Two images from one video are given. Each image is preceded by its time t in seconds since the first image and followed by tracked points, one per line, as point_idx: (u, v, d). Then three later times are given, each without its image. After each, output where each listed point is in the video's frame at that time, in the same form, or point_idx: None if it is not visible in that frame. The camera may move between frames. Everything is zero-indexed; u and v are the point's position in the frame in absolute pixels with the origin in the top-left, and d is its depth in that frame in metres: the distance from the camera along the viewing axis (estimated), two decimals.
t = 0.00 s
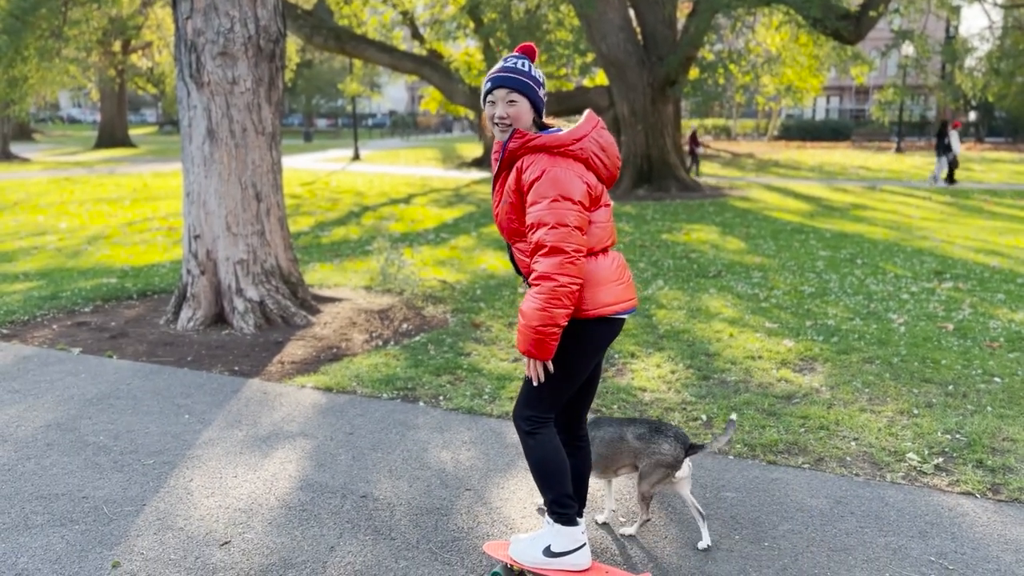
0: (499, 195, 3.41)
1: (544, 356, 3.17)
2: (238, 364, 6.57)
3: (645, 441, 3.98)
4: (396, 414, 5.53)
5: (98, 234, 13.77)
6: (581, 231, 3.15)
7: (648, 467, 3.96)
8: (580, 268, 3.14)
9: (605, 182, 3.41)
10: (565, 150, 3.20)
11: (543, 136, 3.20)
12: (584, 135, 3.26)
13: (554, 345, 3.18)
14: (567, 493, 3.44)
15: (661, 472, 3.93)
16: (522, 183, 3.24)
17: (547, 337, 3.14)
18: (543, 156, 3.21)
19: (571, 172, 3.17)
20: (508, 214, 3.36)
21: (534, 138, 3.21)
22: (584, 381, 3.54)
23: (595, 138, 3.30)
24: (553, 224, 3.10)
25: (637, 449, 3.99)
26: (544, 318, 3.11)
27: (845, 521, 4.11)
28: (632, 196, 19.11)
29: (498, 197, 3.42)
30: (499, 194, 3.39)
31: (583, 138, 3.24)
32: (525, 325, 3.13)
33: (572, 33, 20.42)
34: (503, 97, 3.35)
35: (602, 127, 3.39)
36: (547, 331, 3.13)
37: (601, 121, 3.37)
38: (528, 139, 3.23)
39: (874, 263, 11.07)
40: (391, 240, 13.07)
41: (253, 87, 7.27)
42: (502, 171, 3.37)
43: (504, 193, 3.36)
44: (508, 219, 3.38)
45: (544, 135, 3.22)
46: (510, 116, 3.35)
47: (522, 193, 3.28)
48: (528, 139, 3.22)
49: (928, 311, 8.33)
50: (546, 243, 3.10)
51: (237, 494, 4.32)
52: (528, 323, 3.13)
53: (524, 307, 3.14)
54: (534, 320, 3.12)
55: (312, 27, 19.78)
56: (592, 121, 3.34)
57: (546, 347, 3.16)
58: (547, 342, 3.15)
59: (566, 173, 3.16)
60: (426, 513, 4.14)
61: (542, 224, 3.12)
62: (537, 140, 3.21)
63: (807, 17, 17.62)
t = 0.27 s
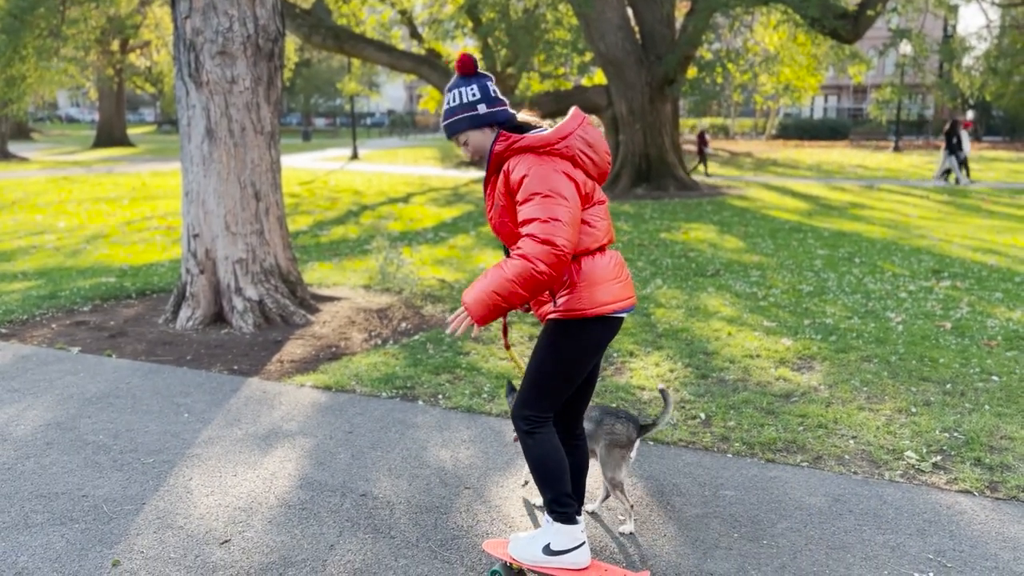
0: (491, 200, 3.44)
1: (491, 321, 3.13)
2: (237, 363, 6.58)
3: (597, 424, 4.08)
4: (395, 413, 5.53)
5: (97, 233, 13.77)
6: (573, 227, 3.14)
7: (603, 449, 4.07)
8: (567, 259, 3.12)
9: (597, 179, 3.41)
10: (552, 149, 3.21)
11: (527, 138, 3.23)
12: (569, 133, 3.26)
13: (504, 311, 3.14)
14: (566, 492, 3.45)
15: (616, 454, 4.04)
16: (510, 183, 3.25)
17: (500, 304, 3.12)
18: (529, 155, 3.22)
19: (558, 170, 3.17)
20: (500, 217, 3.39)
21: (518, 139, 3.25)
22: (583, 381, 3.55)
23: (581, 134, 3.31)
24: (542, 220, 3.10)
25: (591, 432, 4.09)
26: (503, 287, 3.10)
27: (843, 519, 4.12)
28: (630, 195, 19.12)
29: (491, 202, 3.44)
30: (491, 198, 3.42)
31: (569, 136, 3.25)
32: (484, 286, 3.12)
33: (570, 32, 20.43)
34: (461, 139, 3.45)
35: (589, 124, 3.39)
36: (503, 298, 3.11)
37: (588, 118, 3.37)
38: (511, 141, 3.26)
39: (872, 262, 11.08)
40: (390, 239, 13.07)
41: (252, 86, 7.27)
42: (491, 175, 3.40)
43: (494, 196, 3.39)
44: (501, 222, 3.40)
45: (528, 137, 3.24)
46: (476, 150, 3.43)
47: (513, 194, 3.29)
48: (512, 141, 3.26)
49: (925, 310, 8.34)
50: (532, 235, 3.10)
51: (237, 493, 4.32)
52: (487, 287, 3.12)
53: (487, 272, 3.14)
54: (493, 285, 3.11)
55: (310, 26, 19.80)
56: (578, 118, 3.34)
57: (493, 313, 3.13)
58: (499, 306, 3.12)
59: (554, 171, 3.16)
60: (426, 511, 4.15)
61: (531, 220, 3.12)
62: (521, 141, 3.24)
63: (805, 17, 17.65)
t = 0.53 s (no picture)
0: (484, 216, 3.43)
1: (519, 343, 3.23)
2: (237, 362, 6.58)
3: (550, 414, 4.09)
4: (395, 412, 5.53)
5: (97, 233, 13.77)
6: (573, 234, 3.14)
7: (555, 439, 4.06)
8: (574, 270, 3.13)
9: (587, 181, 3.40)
10: (537, 157, 3.21)
11: (511, 150, 3.23)
12: (552, 138, 3.25)
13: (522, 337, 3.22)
14: (568, 492, 3.46)
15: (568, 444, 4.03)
16: (501, 196, 3.25)
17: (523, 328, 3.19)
18: (516, 167, 3.22)
19: (547, 176, 3.16)
20: (494, 231, 3.38)
21: (503, 152, 3.24)
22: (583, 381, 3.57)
23: (564, 138, 3.29)
24: (541, 234, 3.10)
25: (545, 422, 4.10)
26: (525, 314, 3.16)
27: (843, 518, 4.13)
28: (629, 195, 19.12)
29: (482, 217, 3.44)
30: (482, 213, 3.41)
31: (552, 141, 3.24)
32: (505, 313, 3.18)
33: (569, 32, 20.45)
34: (445, 163, 3.45)
35: (570, 126, 3.37)
36: (527, 322, 3.18)
37: (568, 119, 3.35)
38: (496, 155, 3.27)
39: (871, 261, 11.08)
40: (389, 239, 13.08)
41: (252, 86, 7.27)
42: (479, 191, 3.40)
43: (487, 211, 3.39)
44: (496, 235, 3.39)
45: (510, 149, 3.24)
46: (463, 171, 3.43)
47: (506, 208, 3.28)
48: (496, 156, 3.26)
49: (925, 309, 8.35)
50: (538, 251, 3.10)
51: (238, 492, 4.33)
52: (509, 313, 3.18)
53: (505, 296, 3.19)
54: (512, 311, 3.17)
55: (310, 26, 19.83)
56: (557, 122, 3.32)
57: (519, 337, 3.22)
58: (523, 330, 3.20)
59: (544, 179, 3.16)
60: (426, 511, 4.16)
61: (530, 235, 3.12)
62: (506, 154, 3.24)
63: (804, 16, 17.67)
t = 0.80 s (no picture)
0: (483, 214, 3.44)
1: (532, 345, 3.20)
2: (239, 362, 6.59)
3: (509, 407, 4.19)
4: (398, 413, 5.54)
5: (99, 233, 13.78)
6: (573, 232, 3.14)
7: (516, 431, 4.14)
8: (575, 267, 3.12)
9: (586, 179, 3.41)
10: (535, 155, 3.22)
11: (509, 147, 3.24)
12: (551, 136, 3.26)
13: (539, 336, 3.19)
14: (569, 490, 3.45)
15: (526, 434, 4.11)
16: (500, 194, 3.25)
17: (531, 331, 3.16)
18: (515, 165, 3.23)
19: (546, 175, 3.17)
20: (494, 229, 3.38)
21: (502, 150, 3.25)
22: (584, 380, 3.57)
23: (563, 136, 3.29)
24: (540, 231, 3.10)
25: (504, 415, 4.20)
26: (530, 314, 3.14)
27: (846, 518, 4.13)
28: (630, 195, 19.12)
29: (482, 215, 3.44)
30: (482, 212, 3.41)
31: (551, 139, 3.24)
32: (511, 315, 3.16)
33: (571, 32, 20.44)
34: (446, 161, 3.46)
35: (570, 124, 3.37)
36: (534, 324, 3.15)
37: (567, 117, 3.35)
38: (495, 153, 3.27)
39: (873, 262, 11.07)
40: (391, 239, 13.07)
41: (254, 86, 7.28)
42: (479, 189, 3.40)
43: (487, 209, 3.39)
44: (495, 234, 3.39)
45: (509, 147, 3.25)
46: (463, 169, 3.44)
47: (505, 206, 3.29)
48: (495, 153, 3.27)
49: (927, 310, 8.34)
50: (538, 248, 3.10)
51: (241, 492, 4.33)
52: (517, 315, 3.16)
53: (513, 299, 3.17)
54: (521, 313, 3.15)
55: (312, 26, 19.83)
56: (557, 119, 3.32)
57: (530, 338, 3.19)
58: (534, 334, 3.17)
59: (543, 176, 3.17)
60: (429, 511, 4.16)
61: (529, 232, 3.12)
62: (504, 152, 3.25)
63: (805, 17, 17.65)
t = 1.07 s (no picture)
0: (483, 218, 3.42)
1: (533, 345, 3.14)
2: (243, 362, 6.59)
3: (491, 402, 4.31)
4: (401, 413, 5.54)
5: (102, 233, 13.81)
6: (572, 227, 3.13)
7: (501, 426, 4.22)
8: (576, 261, 3.11)
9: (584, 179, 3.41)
10: (533, 155, 3.22)
11: (506, 149, 3.24)
12: (548, 136, 3.26)
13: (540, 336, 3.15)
14: (569, 490, 3.44)
15: (509, 428, 4.19)
16: (499, 194, 3.25)
17: (533, 327, 3.12)
18: (512, 165, 3.23)
19: (544, 173, 3.17)
20: (495, 231, 3.36)
21: (499, 151, 3.26)
22: (587, 380, 3.57)
23: (560, 136, 3.29)
24: (540, 225, 3.09)
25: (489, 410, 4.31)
26: (533, 308, 3.09)
27: (850, 520, 4.12)
28: (633, 195, 19.11)
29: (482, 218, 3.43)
30: (483, 215, 3.40)
31: (547, 139, 3.25)
32: (516, 312, 3.10)
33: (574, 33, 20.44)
34: (445, 169, 3.46)
35: (566, 125, 3.37)
36: (537, 320, 3.11)
37: (563, 117, 3.36)
38: (493, 155, 3.27)
39: (877, 262, 11.06)
40: (394, 240, 13.08)
41: (257, 87, 7.28)
42: (479, 192, 3.39)
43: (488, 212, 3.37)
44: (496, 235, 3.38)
45: (506, 148, 3.25)
46: (462, 176, 3.43)
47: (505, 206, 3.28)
48: (493, 155, 3.27)
49: (931, 311, 8.32)
50: (539, 242, 3.09)
51: (244, 492, 4.33)
52: (518, 312, 3.11)
53: (514, 296, 3.12)
54: (523, 309, 3.10)
55: (316, 27, 19.86)
56: (553, 120, 3.32)
57: (535, 337, 3.13)
58: (535, 333, 3.13)
59: (540, 175, 3.17)
60: (432, 511, 4.15)
61: (529, 228, 3.11)
62: (502, 152, 3.25)
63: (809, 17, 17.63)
